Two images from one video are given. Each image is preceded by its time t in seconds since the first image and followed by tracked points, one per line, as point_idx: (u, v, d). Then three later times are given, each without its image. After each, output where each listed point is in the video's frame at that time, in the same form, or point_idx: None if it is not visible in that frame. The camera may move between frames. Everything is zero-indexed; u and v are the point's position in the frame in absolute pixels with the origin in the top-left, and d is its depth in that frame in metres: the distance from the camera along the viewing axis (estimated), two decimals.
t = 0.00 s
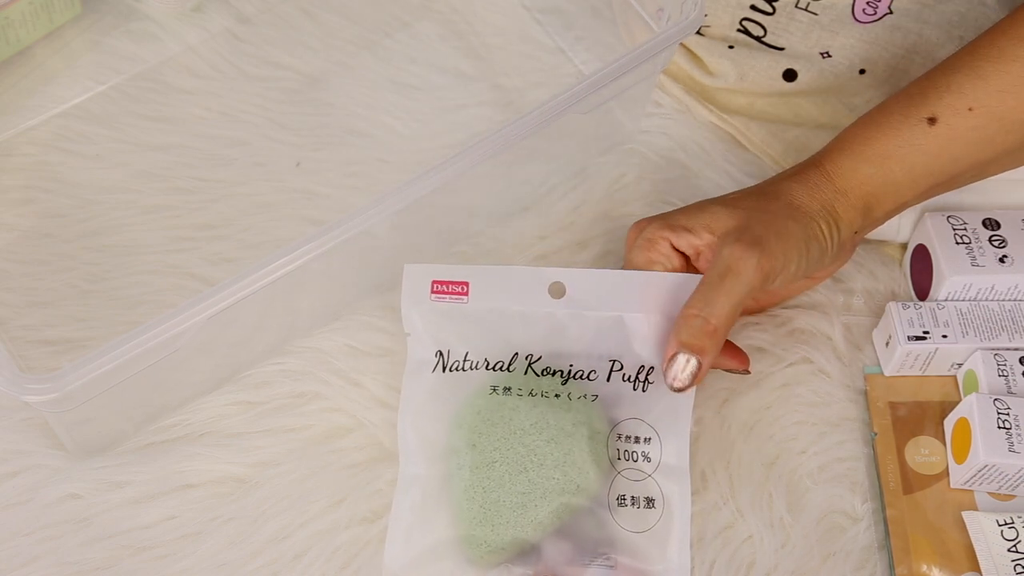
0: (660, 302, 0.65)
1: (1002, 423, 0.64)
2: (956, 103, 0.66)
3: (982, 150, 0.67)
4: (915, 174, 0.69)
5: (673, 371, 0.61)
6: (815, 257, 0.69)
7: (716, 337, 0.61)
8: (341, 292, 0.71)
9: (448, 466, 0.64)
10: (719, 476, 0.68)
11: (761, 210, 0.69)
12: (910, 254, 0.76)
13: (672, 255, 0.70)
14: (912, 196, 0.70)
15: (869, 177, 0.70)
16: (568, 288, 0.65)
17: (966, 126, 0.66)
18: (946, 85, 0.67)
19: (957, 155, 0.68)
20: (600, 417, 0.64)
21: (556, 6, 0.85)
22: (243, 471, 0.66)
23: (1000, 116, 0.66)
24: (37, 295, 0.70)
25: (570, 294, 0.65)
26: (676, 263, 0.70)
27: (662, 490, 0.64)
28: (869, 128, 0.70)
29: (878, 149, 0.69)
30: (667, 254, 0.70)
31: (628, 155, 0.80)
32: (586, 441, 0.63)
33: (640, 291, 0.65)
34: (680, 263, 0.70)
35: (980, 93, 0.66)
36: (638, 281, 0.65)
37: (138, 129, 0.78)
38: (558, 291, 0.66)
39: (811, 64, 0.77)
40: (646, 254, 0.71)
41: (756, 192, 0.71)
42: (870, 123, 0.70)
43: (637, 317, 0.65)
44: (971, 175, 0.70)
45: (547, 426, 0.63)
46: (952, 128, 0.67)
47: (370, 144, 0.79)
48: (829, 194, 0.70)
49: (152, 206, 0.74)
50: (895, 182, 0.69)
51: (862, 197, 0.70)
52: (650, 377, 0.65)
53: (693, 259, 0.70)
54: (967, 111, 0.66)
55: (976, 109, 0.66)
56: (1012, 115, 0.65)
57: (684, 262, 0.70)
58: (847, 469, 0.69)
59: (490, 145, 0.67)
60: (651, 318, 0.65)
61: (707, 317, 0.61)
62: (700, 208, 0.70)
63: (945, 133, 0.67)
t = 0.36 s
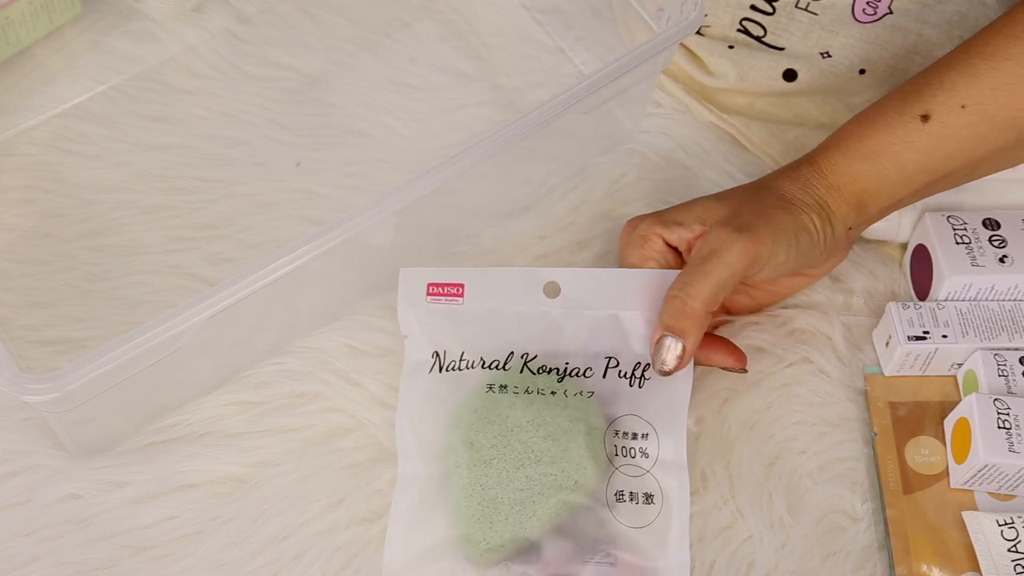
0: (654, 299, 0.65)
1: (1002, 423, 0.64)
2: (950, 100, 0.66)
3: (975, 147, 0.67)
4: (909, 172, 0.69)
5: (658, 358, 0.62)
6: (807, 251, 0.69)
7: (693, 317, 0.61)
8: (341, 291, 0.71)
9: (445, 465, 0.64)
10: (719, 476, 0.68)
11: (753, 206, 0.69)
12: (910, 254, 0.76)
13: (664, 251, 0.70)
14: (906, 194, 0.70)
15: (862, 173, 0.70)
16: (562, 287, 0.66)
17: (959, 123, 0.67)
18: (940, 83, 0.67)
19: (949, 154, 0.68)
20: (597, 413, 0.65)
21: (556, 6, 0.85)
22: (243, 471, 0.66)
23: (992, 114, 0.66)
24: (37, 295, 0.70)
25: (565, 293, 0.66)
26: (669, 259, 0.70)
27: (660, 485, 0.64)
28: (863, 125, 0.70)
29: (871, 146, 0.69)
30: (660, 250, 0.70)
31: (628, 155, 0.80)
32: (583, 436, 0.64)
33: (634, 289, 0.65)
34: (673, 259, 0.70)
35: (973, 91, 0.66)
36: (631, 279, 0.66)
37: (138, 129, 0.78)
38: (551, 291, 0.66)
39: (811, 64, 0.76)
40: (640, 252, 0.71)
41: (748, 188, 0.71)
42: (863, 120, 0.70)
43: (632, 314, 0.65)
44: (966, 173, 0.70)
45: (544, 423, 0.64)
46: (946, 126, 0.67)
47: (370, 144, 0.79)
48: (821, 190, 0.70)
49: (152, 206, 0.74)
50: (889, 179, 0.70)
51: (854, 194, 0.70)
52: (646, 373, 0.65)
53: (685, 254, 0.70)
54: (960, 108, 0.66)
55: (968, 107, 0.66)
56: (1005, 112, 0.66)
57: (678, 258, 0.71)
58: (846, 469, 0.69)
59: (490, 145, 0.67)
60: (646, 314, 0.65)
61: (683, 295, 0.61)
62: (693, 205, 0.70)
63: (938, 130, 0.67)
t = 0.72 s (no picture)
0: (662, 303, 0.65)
1: (1002, 423, 0.64)
2: (949, 100, 0.67)
3: (975, 147, 0.68)
4: (909, 172, 0.69)
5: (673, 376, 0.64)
6: (808, 256, 0.69)
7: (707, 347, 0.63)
8: (341, 291, 0.71)
9: (452, 463, 0.64)
10: (719, 476, 0.68)
11: (754, 212, 0.69)
12: (910, 254, 0.76)
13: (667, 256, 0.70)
14: (905, 194, 0.70)
15: (862, 173, 0.70)
16: (572, 288, 0.65)
17: (959, 123, 0.67)
18: (939, 82, 0.67)
19: (949, 153, 0.68)
20: (605, 418, 0.64)
21: (556, 6, 0.85)
22: (243, 471, 0.66)
23: (992, 113, 0.66)
24: (37, 295, 0.70)
25: (574, 294, 0.65)
26: (672, 264, 0.69)
27: (661, 492, 0.64)
28: (863, 126, 0.70)
29: (871, 146, 0.69)
30: (662, 254, 0.70)
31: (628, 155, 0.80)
32: (591, 440, 0.64)
33: (644, 293, 0.65)
34: (676, 263, 0.70)
35: (973, 90, 0.66)
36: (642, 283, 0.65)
37: (139, 129, 0.78)
38: (562, 289, 0.66)
39: (811, 64, 0.77)
40: (643, 255, 0.70)
41: (748, 191, 0.71)
42: (863, 121, 0.70)
43: (640, 319, 0.65)
44: (965, 173, 0.70)
45: (553, 424, 0.63)
46: (946, 125, 0.67)
47: (370, 144, 0.79)
48: (822, 192, 0.70)
49: (153, 206, 0.74)
50: (888, 179, 0.69)
51: (854, 195, 0.70)
52: (652, 380, 0.65)
53: (688, 260, 0.69)
54: (960, 108, 0.66)
55: (968, 106, 0.66)
56: (1004, 111, 0.66)
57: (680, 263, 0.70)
58: (846, 469, 0.69)
59: (490, 145, 0.67)
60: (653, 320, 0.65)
61: (695, 327, 0.62)
62: (693, 209, 0.70)
63: (938, 130, 0.67)
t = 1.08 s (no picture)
0: (645, 300, 0.66)
1: (1002, 423, 0.64)
2: (949, 98, 0.67)
3: (974, 145, 0.67)
4: (907, 170, 0.69)
5: (663, 372, 0.62)
6: (807, 252, 0.69)
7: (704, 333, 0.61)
8: (341, 291, 0.71)
9: (439, 469, 0.64)
10: (719, 476, 0.68)
11: (753, 208, 0.69)
12: (910, 254, 0.76)
13: (663, 253, 0.71)
14: (903, 191, 0.71)
15: (860, 170, 0.70)
16: (555, 290, 0.66)
17: (958, 122, 0.67)
18: (940, 81, 0.67)
19: (948, 152, 0.68)
20: (590, 415, 0.64)
21: (556, 6, 0.85)
22: (243, 471, 0.66)
23: (992, 112, 0.66)
24: (37, 295, 0.70)
25: (558, 296, 0.66)
26: (667, 260, 0.70)
27: (654, 487, 0.64)
28: (862, 124, 0.70)
29: (869, 142, 0.69)
30: (659, 251, 0.70)
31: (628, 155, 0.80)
32: (575, 437, 0.63)
33: (626, 289, 0.66)
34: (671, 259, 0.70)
35: (973, 89, 0.66)
36: (625, 280, 0.66)
37: (139, 129, 0.78)
38: (545, 291, 0.67)
39: (811, 64, 0.76)
40: (638, 251, 0.71)
41: (748, 188, 0.71)
42: (863, 119, 0.70)
43: (626, 316, 0.66)
44: (965, 171, 0.70)
45: (537, 423, 0.63)
46: (945, 124, 0.67)
47: (370, 144, 0.79)
48: (820, 188, 0.70)
49: (153, 206, 0.74)
50: (887, 177, 0.70)
51: (853, 191, 0.70)
52: (640, 373, 0.66)
53: (686, 255, 0.70)
54: (959, 107, 0.66)
55: (968, 106, 0.66)
56: (1004, 111, 0.66)
57: (675, 258, 0.71)
58: (847, 469, 0.69)
59: (490, 145, 0.67)
60: (639, 316, 0.66)
61: (696, 312, 0.61)
62: (692, 206, 0.70)
63: (938, 128, 0.67)
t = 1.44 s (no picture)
0: (654, 300, 0.65)
1: (1002, 423, 0.64)
2: (949, 94, 0.67)
3: (974, 142, 0.67)
4: (907, 166, 0.69)
5: (647, 370, 0.62)
6: (806, 250, 0.69)
7: (693, 339, 0.62)
8: (341, 291, 0.71)
9: (449, 466, 0.63)
10: (719, 476, 0.68)
11: (753, 205, 0.69)
12: (910, 253, 0.75)
13: (662, 253, 0.71)
14: (903, 188, 0.71)
15: (860, 167, 0.70)
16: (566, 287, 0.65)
17: (957, 118, 0.67)
18: (940, 77, 0.67)
19: (948, 148, 0.68)
20: (601, 417, 0.64)
21: (556, 6, 0.85)
22: (244, 471, 0.66)
23: (992, 108, 0.66)
24: (37, 294, 0.70)
25: (567, 293, 0.65)
26: (665, 261, 0.71)
27: (659, 490, 0.64)
28: (863, 120, 0.70)
29: (870, 139, 0.69)
30: (658, 251, 0.70)
31: (628, 155, 0.80)
32: (586, 438, 0.63)
33: (637, 291, 0.65)
34: (669, 260, 0.71)
35: (974, 84, 0.66)
36: (637, 280, 0.65)
37: (139, 129, 0.78)
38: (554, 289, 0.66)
39: (811, 64, 0.76)
40: (637, 251, 0.71)
41: (747, 185, 0.71)
42: (863, 115, 0.70)
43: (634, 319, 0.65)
44: (965, 168, 0.70)
45: (549, 423, 0.62)
46: (944, 120, 0.67)
47: (370, 144, 0.79)
48: (820, 185, 0.70)
49: (153, 206, 0.74)
50: (887, 173, 0.70)
51: (853, 188, 0.70)
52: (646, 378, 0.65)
53: (685, 255, 0.70)
54: (959, 102, 0.66)
55: (968, 101, 0.66)
56: (1004, 107, 0.66)
57: (672, 258, 0.71)
58: (847, 469, 0.69)
59: (490, 145, 0.67)
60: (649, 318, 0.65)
61: (688, 315, 0.62)
62: (692, 205, 0.70)
63: (937, 124, 0.67)
